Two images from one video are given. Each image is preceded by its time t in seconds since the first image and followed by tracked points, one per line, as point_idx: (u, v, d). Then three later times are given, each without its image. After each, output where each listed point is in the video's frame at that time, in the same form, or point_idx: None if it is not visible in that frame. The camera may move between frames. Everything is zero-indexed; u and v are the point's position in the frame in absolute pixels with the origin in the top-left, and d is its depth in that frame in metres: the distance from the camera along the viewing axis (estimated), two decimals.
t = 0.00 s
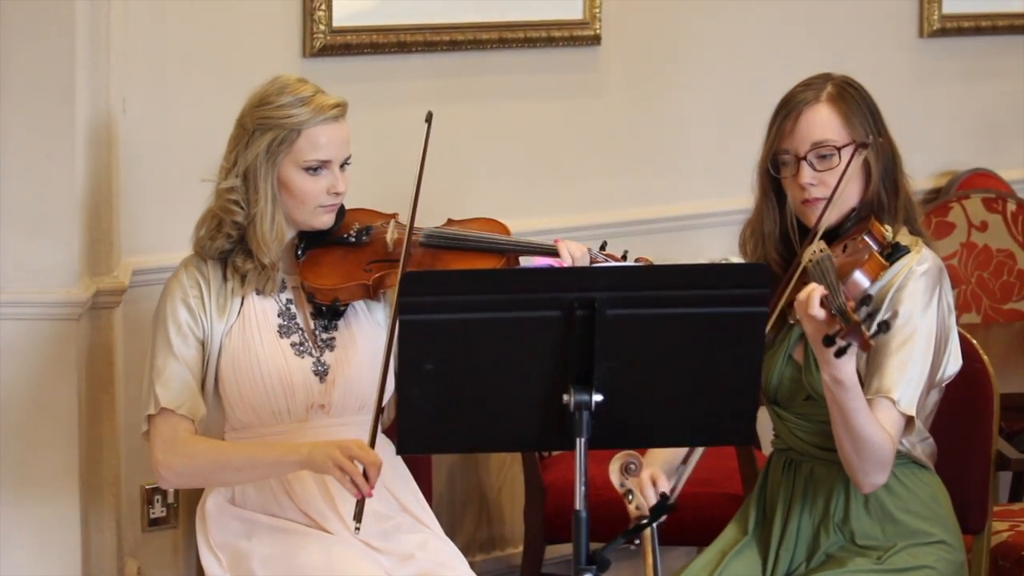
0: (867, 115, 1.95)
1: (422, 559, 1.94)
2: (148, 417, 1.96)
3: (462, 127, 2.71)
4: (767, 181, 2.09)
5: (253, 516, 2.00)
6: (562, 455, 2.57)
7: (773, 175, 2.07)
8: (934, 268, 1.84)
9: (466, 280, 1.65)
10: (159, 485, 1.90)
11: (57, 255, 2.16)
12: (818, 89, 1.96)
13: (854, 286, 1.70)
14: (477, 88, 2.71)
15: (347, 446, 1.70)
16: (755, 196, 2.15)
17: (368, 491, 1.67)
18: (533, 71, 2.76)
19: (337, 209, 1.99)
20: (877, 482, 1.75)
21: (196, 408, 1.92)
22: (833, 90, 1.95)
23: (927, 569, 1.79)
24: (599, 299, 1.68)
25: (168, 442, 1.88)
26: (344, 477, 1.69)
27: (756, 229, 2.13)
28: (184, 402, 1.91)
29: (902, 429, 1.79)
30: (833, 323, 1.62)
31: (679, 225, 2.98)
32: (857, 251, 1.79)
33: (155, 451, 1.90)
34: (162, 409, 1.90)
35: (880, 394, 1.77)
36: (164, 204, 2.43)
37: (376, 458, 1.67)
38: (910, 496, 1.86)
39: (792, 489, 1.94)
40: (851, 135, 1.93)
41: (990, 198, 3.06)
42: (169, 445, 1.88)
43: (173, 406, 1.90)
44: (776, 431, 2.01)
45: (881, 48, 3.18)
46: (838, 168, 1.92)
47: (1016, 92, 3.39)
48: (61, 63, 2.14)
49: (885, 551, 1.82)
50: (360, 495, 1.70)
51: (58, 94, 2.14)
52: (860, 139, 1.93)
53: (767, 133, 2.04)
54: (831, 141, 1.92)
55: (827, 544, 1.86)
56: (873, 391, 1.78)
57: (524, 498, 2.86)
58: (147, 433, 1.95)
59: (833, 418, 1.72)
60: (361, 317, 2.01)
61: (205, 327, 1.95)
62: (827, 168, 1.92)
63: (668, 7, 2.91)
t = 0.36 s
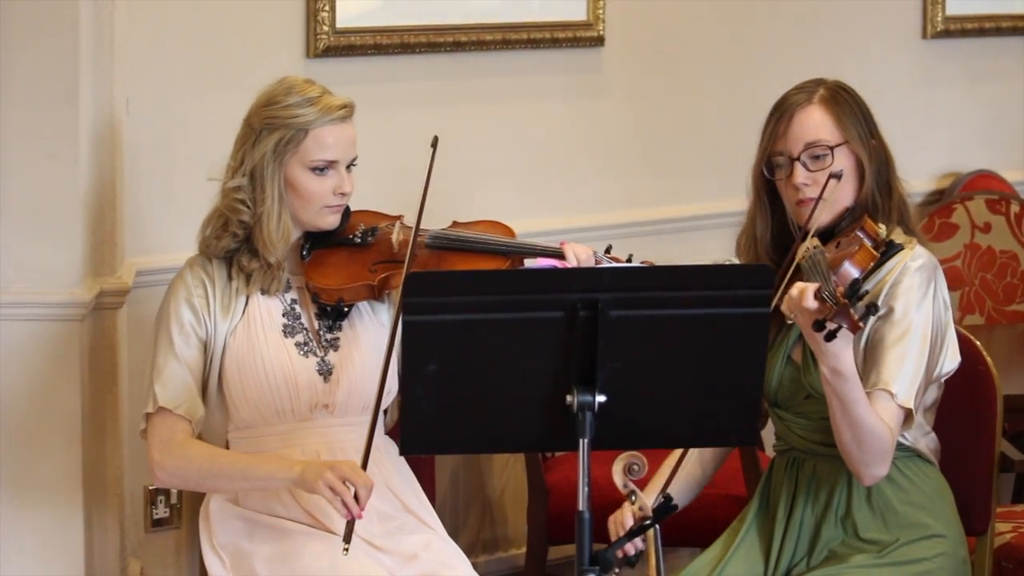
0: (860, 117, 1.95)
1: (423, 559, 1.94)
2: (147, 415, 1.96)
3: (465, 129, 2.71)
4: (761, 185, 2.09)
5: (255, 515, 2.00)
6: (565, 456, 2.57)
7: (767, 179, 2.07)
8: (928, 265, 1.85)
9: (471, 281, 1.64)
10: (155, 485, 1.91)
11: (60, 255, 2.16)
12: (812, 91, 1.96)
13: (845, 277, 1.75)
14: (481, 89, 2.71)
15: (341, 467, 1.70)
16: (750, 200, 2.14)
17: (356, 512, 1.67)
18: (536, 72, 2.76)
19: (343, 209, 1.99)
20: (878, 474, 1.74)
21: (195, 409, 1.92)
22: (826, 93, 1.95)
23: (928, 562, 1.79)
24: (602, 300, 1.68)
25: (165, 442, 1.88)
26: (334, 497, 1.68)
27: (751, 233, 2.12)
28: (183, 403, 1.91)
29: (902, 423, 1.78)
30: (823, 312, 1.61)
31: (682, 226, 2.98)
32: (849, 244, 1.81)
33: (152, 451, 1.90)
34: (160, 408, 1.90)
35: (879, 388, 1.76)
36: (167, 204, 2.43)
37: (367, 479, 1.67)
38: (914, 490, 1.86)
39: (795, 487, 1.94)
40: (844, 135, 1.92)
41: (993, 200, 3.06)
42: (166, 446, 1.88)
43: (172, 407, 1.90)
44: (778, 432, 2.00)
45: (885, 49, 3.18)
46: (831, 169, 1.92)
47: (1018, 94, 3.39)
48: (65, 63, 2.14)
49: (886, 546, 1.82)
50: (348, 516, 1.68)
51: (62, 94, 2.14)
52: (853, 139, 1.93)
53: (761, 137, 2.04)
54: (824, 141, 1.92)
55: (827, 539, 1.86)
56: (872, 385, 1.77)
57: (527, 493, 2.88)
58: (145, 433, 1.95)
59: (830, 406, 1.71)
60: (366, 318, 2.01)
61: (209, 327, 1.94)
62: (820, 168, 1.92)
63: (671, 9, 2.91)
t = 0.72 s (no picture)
0: (869, 113, 1.95)
1: (430, 555, 1.93)
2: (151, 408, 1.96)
3: (471, 125, 2.71)
4: (769, 179, 2.09)
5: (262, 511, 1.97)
6: (570, 452, 2.58)
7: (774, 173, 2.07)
8: (931, 262, 1.85)
9: (482, 276, 1.64)
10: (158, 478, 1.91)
11: (67, 250, 2.16)
12: (822, 86, 1.96)
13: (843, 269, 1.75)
14: (487, 85, 2.71)
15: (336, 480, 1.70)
16: (758, 194, 2.14)
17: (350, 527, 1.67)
18: (542, 68, 2.76)
19: (353, 205, 1.99)
20: (873, 467, 1.75)
21: (198, 403, 1.92)
22: (837, 88, 1.95)
23: (928, 555, 1.80)
24: (609, 296, 1.68)
25: (167, 436, 1.88)
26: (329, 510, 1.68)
27: (757, 226, 2.13)
28: (186, 397, 1.91)
29: (900, 419, 1.78)
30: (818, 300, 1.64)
31: (687, 224, 2.99)
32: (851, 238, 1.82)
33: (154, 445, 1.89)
34: (164, 401, 1.90)
35: (877, 382, 1.76)
36: (173, 200, 2.43)
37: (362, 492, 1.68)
38: (916, 486, 1.86)
39: (795, 482, 1.94)
40: (853, 131, 1.93)
41: (1000, 198, 3.07)
42: (168, 440, 1.88)
43: (175, 401, 1.90)
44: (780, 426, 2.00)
45: (891, 47, 3.18)
46: (838, 163, 1.92)
47: None
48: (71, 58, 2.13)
49: (886, 542, 1.82)
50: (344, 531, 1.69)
51: (69, 88, 2.14)
52: (861, 135, 1.93)
53: (770, 131, 2.04)
54: (831, 136, 1.92)
55: (828, 534, 1.86)
56: (871, 378, 1.78)
57: (532, 489, 2.89)
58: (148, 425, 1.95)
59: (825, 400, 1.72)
60: (375, 313, 2.02)
61: (217, 321, 1.94)
62: (826, 163, 1.92)
63: (677, 6, 2.91)
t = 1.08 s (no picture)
0: (892, 111, 1.95)
1: (434, 552, 1.93)
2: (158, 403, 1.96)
3: (477, 122, 2.71)
4: (788, 175, 2.09)
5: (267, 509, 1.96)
6: (575, 449, 2.58)
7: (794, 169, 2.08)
8: (949, 267, 1.85)
9: (491, 273, 1.64)
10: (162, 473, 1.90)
11: (73, 244, 2.15)
12: (845, 83, 1.96)
13: (865, 276, 1.72)
14: (493, 81, 2.71)
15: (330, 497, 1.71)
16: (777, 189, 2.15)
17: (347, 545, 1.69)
18: (548, 65, 2.76)
19: (363, 201, 2.00)
20: (883, 473, 1.75)
21: (204, 398, 1.92)
22: (860, 86, 1.96)
23: (937, 560, 1.80)
24: (615, 293, 1.68)
25: (173, 432, 1.88)
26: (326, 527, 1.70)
27: (775, 221, 2.13)
28: (193, 391, 1.90)
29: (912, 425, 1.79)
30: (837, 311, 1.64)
31: (693, 222, 2.99)
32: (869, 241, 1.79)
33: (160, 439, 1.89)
34: (170, 396, 1.90)
35: (890, 387, 1.77)
36: (178, 195, 2.42)
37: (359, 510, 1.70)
38: (927, 492, 1.86)
39: (805, 483, 1.94)
40: (875, 130, 1.93)
41: (1005, 197, 3.09)
42: (173, 435, 1.87)
43: (181, 395, 1.90)
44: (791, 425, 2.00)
45: (895, 45, 3.19)
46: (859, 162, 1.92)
47: None
48: (79, 51, 2.13)
49: (896, 545, 1.83)
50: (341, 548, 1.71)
51: (76, 81, 2.13)
52: (883, 134, 1.93)
53: (792, 126, 2.04)
54: (853, 135, 1.92)
55: (838, 536, 1.87)
56: (883, 383, 1.78)
57: (536, 488, 2.88)
58: (153, 419, 1.94)
59: (838, 408, 1.72)
60: (382, 310, 2.01)
61: (225, 315, 1.94)
62: (847, 161, 1.93)
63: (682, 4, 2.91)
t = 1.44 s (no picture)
0: (897, 87, 1.95)
1: (430, 520, 1.93)
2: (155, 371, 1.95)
3: (472, 91, 2.70)
4: (792, 151, 2.09)
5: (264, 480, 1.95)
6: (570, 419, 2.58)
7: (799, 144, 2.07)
8: (958, 247, 1.84)
9: (489, 239, 1.64)
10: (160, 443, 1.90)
11: (67, 213, 2.14)
12: (850, 58, 1.95)
13: (886, 275, 1.72)
14: (489, 51, 2.69)
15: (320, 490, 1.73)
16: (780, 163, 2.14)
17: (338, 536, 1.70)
18: (543, 35, 2.75)
19: (360, 168, 1.99)
20: (899, 463, 1.77)
21: (202, 368, 1.91)
22: (865, 59, 1.94)
23: (937, 534, 1.82)
24: (612, 261, 1.67)
25: (172, 403, 1.87)
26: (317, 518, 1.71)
27: (779, 196, 2.13)
28: (190, 360, 1.89)
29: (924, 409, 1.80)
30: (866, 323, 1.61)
31: (689, 192, 2.99)
32: (886, 231, 1.81)
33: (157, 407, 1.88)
34: (168, 364, 1.89)
35: (904, 376, 1.77)
36: (172, 165, 2.41)
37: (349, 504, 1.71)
38: (927, 466, 1.86)
39: (806, 458, 1.95)
40: (882, 108, 1.93)
41: (1001, 166, 3.09)
42: (172, 405, 1.87)
43: (178, 363, 1.89)
44: (792, 397, 2.01)
45: (891, 15, 3.18)
46: (866, 140, 1.92)
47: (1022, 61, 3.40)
48: (72, 19, 2.11)
49: (896, 517, 1.84)
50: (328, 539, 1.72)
51: (69, 49, 2.11)
52: (890, 112, 1.93)
53: (796, 101, 2.04)
54: (861, 113, 1.92)
55: (838, 510, 1.87)
56: (896, 372, 1.78)
57: (530, 457, 2.88)
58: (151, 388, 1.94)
59: (857, 403, 1.73)
60: (379, 278, 2.01)
61: (222, 284, 1.93)
62: (854, 140, 1.92)
63: None
